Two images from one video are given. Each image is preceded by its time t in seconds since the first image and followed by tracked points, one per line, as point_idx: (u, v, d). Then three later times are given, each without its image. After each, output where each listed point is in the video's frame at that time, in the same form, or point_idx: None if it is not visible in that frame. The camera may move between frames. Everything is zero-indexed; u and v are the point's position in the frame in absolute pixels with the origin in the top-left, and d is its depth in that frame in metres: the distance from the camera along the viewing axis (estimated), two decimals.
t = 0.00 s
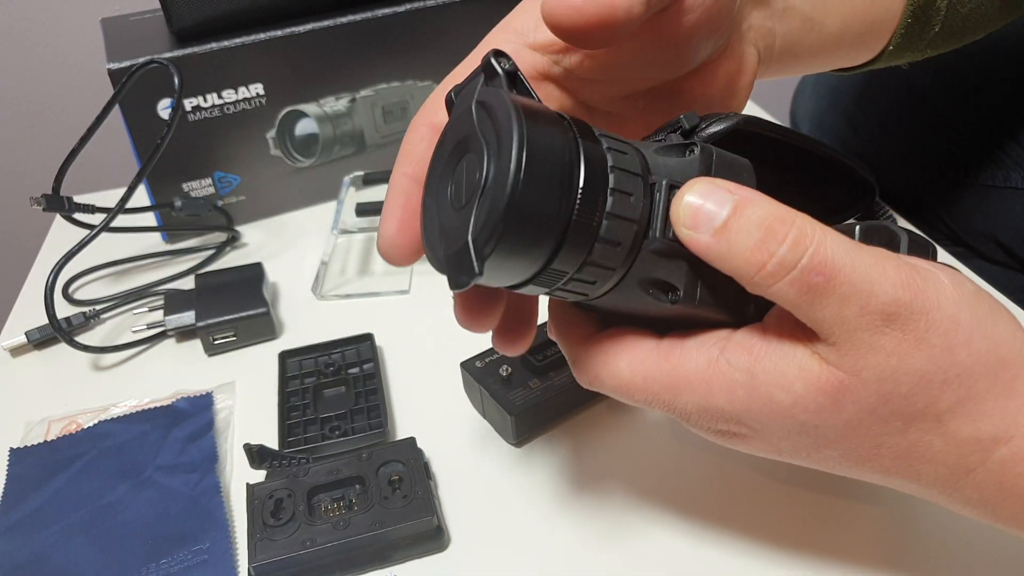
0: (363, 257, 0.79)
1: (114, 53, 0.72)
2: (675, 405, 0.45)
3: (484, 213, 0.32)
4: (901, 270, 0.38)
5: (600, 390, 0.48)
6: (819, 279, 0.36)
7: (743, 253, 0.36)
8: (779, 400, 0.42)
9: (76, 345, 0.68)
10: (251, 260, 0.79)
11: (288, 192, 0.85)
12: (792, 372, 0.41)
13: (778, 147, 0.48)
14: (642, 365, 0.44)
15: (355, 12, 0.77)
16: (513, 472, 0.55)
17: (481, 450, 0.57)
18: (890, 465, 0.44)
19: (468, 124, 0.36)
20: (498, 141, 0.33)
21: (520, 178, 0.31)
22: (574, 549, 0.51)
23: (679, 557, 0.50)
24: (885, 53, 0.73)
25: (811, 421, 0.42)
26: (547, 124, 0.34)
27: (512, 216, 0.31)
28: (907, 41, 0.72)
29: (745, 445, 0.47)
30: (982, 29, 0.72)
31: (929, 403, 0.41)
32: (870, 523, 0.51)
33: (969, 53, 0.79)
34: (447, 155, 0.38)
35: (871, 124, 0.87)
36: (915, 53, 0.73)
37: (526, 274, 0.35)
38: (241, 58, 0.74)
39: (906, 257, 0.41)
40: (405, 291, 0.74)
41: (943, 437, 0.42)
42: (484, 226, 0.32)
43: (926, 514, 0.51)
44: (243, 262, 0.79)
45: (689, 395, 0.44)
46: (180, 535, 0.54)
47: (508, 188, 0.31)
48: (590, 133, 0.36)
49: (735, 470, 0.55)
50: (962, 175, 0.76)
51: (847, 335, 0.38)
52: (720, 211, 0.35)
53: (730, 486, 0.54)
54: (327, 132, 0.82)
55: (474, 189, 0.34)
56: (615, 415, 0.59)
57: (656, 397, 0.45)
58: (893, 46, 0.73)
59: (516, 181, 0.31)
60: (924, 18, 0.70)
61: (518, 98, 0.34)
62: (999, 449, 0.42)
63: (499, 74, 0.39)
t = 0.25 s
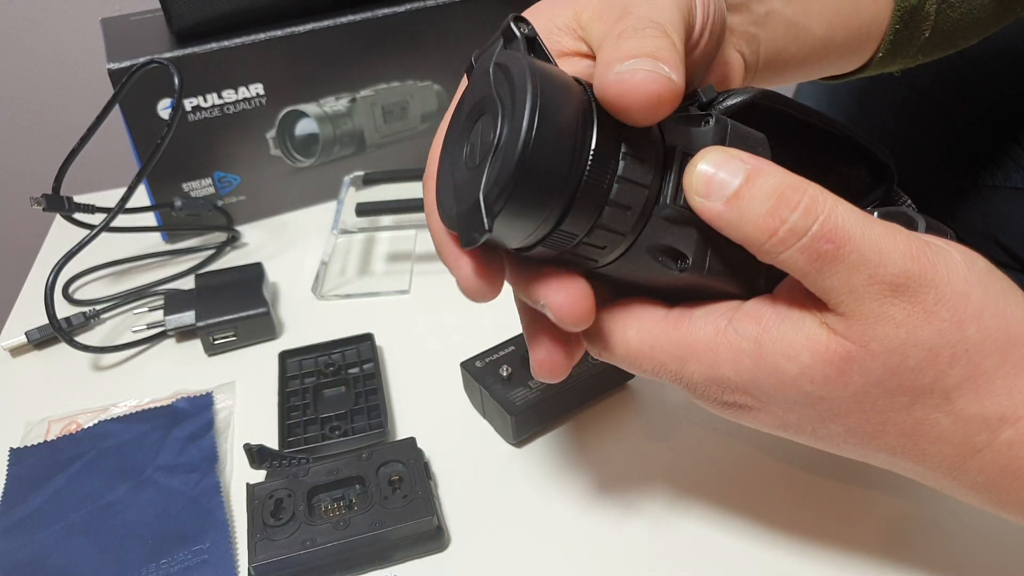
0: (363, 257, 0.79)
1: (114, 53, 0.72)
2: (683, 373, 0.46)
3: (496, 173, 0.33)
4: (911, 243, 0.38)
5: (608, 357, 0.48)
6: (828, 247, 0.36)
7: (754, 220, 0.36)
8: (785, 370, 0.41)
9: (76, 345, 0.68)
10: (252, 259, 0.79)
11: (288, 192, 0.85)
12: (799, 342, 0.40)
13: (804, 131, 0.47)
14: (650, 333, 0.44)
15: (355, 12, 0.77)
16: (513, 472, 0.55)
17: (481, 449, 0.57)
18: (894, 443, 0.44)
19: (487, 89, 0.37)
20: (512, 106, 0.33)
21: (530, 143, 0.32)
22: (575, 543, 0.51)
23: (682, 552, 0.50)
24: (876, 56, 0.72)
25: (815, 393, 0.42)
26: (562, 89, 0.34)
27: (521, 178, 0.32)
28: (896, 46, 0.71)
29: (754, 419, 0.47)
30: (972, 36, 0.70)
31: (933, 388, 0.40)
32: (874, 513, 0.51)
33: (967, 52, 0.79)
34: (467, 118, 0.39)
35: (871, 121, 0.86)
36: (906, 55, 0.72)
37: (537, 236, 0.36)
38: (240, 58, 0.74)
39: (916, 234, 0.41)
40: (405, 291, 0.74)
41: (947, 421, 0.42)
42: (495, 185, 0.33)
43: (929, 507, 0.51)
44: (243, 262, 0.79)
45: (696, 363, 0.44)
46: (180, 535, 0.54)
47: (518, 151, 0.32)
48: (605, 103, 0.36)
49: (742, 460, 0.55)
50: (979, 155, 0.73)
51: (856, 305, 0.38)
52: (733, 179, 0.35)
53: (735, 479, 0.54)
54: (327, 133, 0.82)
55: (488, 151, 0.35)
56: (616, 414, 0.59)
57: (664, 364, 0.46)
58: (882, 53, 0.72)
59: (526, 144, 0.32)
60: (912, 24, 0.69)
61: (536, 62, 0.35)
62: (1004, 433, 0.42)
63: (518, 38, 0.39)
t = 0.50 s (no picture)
0: (363, 257, 0.79)
1: (114, 53, 0.72)
2: (688, 362, 0.46)
3: (511, 156, 0.33)
4: (921, 241, 0.38)
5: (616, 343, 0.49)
6: (838, 245, 0.36)
7: (766, 215, 0.36)
8: (791, 363, 0.42)
9: (76, 346, 0.68)
10: (252, 260, 0.79)
11: (288, 192, 0.85)
12: (806, 335, 0.41)
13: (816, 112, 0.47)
14: (659, 321, 0.45)
15: (355, 12, 0.77)
16: (513, 471, 0.55)
17: (481, 449, 0.57)
18: (895, 437, 0.44)
19: (501, 73, 0.37)
20: (527, 89, 0.33)
21: (545, 127, 0.32)
22: (575, 542, 0.51)
23: (682, 551, 0.50)
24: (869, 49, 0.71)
25: (819, 385, 0.42)
26: (577, 75, 0.34)
27: (536, 162, 0.32)
28: (889, 38, 0.70)
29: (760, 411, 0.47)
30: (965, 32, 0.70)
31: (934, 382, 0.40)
32: (876, 509, 0.51)
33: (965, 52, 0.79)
34: (480, 102, 0.39)
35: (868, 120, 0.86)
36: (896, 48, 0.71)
37: (549, 221, 0.36)
38: (240, 57, 0.74)
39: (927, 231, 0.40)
40: (405, 291, 0.74)
41: (949, 415, 0.42)
42: (509, 167, 0.33)
43: (930, 504, 0.51)
44: (243, 262, 0.79)
45: (701, 352, 0.45)
46: (180, 535, 0.54)
47: (532, 134, 0.32)
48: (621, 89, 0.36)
49: (742, 458, 0.55)
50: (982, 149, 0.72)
51: (863, 302, 0.38)
52: (747, 171, 0.35)
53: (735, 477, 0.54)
54: (327, 133, 0.82)
55: (502, 134, 0.35)
56: (616, 415, 0.59)
57: (669, 352, 0.46)
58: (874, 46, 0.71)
59: (541, 128, 0.32)
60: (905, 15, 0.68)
61: (552, 47, 0.35)
62: (1005, 428, 0.41)
63: (534, 24, 0.39)
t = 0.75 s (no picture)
0: (363, 257, 0.79)
1: (114, 53, 0.72)
2: (695, 349, 0.47)
3: (534, 137, 0.33)
4: (933, 235, 0.38)
5: (625, 328, 0.49)
6: (852, 239, 0.36)
7: (782, 207, 0.36)
8: (799, 353, 0.42)
9: (76, 346, 0.68)
10: (252, 259, 0.79)
11: (288, 192, 0.85)
12: (814, 324, 0.41)
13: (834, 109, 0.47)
14: (668, 308, 0.46)
15: (355, 12, 0.77)
16: (513, 471, 0.55)
17: (482, 449, 0.57)
18: (897, 430, 0.44)
19: (522, 57, 0.37)
20: (550, 72, 0.34)
21: (569, 108, 0.32)
22: (576, 540, 0.51)
23: (684, 548, 0.50)
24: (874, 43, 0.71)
25: (826, 376, 0.42)
26: (598, 59, 0.35)
27: (560, 143, 0.33)
28: (894, 33, 0.69)
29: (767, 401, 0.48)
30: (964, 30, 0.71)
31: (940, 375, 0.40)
32: (880, 505, 0.51)
33: (965, 50, 0.79)
34: (498, 86, 0.39)
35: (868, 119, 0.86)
36: (901, 44, 0.71)
37: (570, 202, 0.36)
38: (240, 57, 0.74)
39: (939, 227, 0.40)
40: (405, 291, 0.74)
41: (952, 410, 0.41)
42: (533, 148, 0.33)
43: (933, 500, 0.51)
44: (243, 261, 0.79)
45: (707, 340, 0.45)
46: (180, 535, 0.54)
47: (557, 116, 0.33)
48: (642, 73, 0.36)
49: (745, 455, 0.55)
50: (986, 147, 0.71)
51: (874, 294, 0.38)
52: (765, 163, 0.35)
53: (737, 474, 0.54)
54: (327, 133, 0.82)
55: (524, 116, 0.35)
56: (616, 415, 0.59)
57: (677, 338, 0.47)
58: (878, 41, 0.71)
59: (566, 109, 0.32)
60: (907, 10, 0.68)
61: (573, 31, 0.35)
62: (1008, 424, 0.41)
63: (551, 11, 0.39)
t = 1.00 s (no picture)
0: (363, 257, 0.79)
1: (114, 53, 0.72)
2: (698, 338, 0.47)
3: (548, 119, 0.33)
4: (944, 235, 0.38)
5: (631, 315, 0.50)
6: (863, 237, 0.36)
7: (792, 201, 0.36)
8: (804, 347, 0.42)
9: (76, 346, 0.68)
10: (252, 259, 0.79)
11: (289, 192, 0.85)
12: (819, 319, 0.41)
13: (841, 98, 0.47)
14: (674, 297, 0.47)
15: (355, 12, 0.77)
16: (514, 471, 0.55)
17: (482, 449, 0.57)
18: (898, 430, 0.44)
19: (534, 42, 0.37)
20: (563, 54, 0.34)
21: (582, 90, 0.32)
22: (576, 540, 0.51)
23: (684, 548, 0.50)
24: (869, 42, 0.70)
25: (830, 371, 0.42)
26: (612, 43, 0.34)
27: (573, 127, 0.33)
28: (882, 37, 0.70)
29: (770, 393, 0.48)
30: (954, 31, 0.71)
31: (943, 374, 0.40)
32: (883, 504, 0.51)
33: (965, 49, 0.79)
34: (509, 71, 0.39)
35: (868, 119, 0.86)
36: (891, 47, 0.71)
37: (583, 186, 0.36)
38: (240, 57, 0.74)
39: (950, 226, 0.40)
40: (405, 291, 0.74)
41: (954, 409, 0.41)
42: (546, 130, 0.33)
43: (935, 498, 0.51)
44: (243, 261, 0.79)
45: (711, 329, 0.46)
46: (180, 535, 0.54)
47: (569, 97, 0.32)
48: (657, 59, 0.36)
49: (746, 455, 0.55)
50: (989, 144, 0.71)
51: (881, 293, 0.38)
52: (778, 155, 0.35)
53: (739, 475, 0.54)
54: (327, 133, 0.82)
55: (536, 99, 0.35)
56: (616, 414, 0.59)
57: (680, 326, 0.47)
58: (867, 46, 0.71)
59: (579, 91, 0.32)
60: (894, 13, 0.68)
61: (585, 14, 0.35)
62: (1011, 424, 0.41)
63: None
